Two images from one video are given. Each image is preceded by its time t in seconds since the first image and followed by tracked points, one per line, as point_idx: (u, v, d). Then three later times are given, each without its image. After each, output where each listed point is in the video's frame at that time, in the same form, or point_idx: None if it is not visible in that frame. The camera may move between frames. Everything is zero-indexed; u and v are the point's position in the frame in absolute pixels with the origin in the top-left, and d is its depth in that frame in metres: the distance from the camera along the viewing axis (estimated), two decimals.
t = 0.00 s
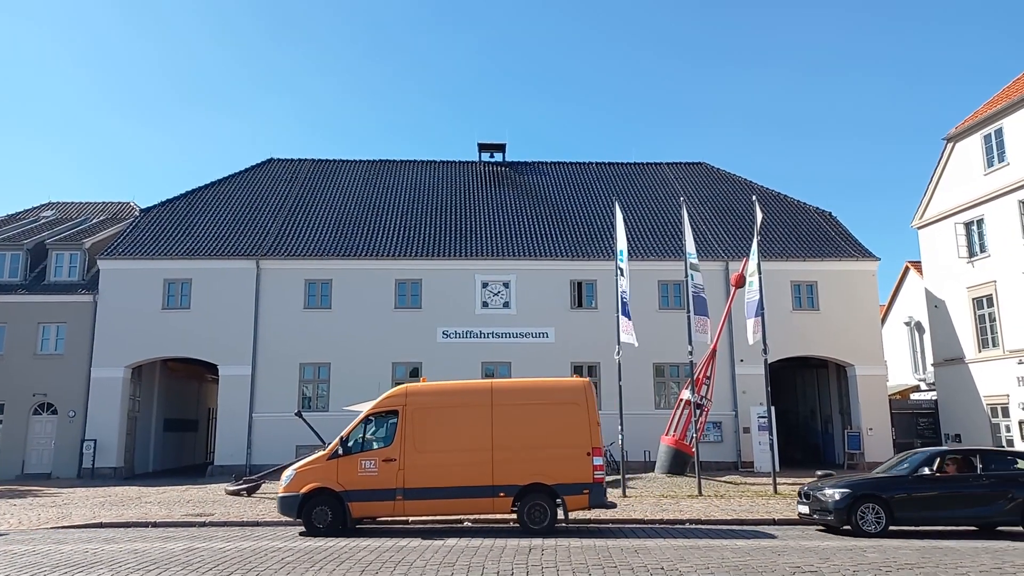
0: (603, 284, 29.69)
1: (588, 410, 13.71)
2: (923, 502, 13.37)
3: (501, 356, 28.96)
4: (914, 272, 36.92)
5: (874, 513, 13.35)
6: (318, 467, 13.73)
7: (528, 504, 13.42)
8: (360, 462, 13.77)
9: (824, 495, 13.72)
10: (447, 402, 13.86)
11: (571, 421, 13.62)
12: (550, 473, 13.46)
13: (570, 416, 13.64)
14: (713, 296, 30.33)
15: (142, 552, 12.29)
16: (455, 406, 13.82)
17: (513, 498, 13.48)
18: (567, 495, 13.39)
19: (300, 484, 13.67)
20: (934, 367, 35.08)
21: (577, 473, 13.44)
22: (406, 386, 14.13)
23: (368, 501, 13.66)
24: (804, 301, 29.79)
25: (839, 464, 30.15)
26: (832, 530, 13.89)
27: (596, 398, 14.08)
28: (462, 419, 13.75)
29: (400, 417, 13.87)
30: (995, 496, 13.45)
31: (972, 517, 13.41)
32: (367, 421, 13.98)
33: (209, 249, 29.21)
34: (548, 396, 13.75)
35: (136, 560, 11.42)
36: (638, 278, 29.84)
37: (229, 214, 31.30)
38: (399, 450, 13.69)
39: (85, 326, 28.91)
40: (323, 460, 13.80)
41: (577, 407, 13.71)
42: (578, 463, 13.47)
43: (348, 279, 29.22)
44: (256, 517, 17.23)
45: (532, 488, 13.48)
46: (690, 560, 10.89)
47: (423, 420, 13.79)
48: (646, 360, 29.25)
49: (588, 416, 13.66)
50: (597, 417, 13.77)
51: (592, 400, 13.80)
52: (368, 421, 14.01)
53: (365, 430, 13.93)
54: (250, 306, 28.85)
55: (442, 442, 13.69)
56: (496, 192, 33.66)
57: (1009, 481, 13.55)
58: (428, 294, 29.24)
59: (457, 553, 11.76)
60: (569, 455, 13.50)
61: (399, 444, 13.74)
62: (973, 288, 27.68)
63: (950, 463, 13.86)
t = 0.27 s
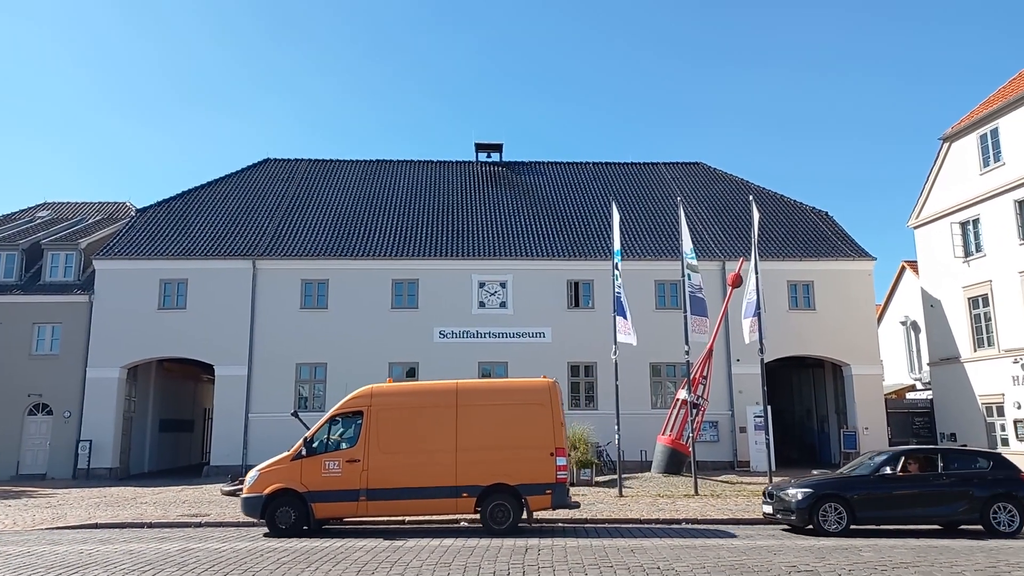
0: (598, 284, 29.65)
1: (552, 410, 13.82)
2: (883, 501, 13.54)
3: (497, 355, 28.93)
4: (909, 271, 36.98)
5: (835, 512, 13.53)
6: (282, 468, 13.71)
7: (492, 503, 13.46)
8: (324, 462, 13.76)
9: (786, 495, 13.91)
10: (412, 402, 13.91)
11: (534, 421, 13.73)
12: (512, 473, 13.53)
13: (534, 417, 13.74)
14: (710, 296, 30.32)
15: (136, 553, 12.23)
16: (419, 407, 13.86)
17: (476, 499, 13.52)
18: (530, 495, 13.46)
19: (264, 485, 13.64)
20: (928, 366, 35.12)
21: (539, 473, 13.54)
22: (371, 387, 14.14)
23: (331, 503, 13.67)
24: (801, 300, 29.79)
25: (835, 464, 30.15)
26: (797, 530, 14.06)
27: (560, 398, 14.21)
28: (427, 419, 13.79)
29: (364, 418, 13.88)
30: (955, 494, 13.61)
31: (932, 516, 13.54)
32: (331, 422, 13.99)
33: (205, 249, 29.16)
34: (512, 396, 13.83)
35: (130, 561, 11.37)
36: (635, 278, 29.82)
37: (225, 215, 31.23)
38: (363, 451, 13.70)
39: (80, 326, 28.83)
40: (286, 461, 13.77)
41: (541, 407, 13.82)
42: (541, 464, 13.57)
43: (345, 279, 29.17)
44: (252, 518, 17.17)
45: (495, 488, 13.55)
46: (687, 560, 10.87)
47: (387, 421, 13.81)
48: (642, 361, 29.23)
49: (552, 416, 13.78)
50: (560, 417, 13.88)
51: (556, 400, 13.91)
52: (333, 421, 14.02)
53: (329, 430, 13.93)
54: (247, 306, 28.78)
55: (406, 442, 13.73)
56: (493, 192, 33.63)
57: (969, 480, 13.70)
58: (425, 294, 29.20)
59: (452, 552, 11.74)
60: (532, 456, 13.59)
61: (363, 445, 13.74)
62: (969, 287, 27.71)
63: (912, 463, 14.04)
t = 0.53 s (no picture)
0: (592, 286, 29.71)
1: (513, 412, 14.02)
2: (840, 502, 13.60)
3: (491, 357, 28.98)
4: (901, 272, 37.19)
5: (792, 514, 13.59)
6: (242, 471, 13.88)
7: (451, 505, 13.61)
8: (284, 466, 13.93)
9: (746, 496, 13.95)
10: (373, 405, 14.13)
11: (495, 423, 13.92)
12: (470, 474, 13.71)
13: (494, 419, 13.93)
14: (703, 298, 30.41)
15: (130, 556, 12.25)
16: (380, 410, 14.07)
17: (436, 501, 13.67)
18: (489, 497, 13.62)
19: (224, 488, 13.81)
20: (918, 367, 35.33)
21: (499, 475, 13.69)
22: (334, 391, 14.37)
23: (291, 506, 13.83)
24: (793, 302, 29.92)
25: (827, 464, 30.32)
26: (756, 532, 14.11)
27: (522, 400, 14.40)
28: (388, 421, 14.00)
29: (325, 421, 14.09)
30: (911, 495, 13.68)
31: (889, 517, 13.60)
32: (291, 425, 14.18)
33: (197, 250, 29.11)
34: (473, 398, 14.06)
35: (124, 564, 11.40)
36: (629, 279, 29.88)
37: (219, 216, 31.19)
38: (323, 454, 13.90)
39: (73, 328, 28.73)
40: (246, 465, 13.94)
41: (502, 409, 14.02)
42: (501, 466, 13.73)
43: (338, 281, 29.15)
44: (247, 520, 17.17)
45: (455, 491, 13.71)
46: (680, 561, 10.94)
47: (349, 424, 14.03)
48: (636, 362, 29.31)
49: (512, 418, 13.97)
50: (521, 419, 14.06)
51: (517, 402, 14.11)
52: (294, 425, 14.19)
53: (290, 434, 14.10)
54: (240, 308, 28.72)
55: (367, 445, 13.93)
56: (486, 194, 33.68)
57: (925, 481, 13.78)
58: (419, 295, 29.23)
59: (447, 554, 11.79)
60: (492, 458, 13.76)
61: (323, 448, 13.94)
62: (960, 289, 27.88)
63: (870, 465, 14.09)
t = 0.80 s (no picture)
0: (591, 286, 29.71)
1: (479, 412, 14.12)
2: (803, 504, 13.61)
3: (490, 358, 28.98)
4: (901, 274, 37.21)
5: (755, 515, 13.58)
6: (208, 472, 13.98)
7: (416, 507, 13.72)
8: (250, 467, 14.00)
9: (709, 497, 13.96)
10: (340, 406, 14.20)
11: (461, 423, 14.00)
12: (433, 474, 13.75)
13: (460, 419, 14.02)
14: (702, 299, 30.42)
15: (129, 556, 12.26)
16: (347, 411, 14.14)
17: (401, 502, 13.72)
18: (454, 497, 13.67)
19: (190, 489, 13.91)
20: (917, 368, 35.34)
21: (464, 476, 13.74)
22: (301, 392, 14.46)
23: (257, 507, 13.90)
24: (792, 303, 29.92)
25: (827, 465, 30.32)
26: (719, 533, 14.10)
27: (490, 401, 14.50)
28: (355, 422, 14.09)
29: (291, 422, 14.16)
30: (874, 497, 13.71)
31: (851, 519, 13.62)
32: (258, 426, 14.25)
33: (197, 250, 29.12)
34: (440, 399, 14.14)
35: (122, 564, 11.40)
36: (628, 280, 29.90)
37: (219, 216, 31.18)
38: (289, 454, 13.97)
39: (72, 328, 28.73)
40: (213, 465, 14.03)
41: (468, 410, 14.11)
42: (466, 466, 13.79)
43: (338, 281, 29.14)
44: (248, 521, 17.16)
45: (421, 492, 13.77)
46: (680, 562, 10.95)
47: (316, 424, 14.11)
48: (636, 363, 29.31)
49: (479, 418, 14.06)
50: (487, 420, 14.15)
51: (484, 403, 14.21)
52: (261, 426, 14.26)
53: (257, 435, 14.18)
54: (240, 308, 28.72)
55: (333, 445, 14.00)
56: (485, 194, 33.69)
57: (888, 483, 13.81)
58: (419, 296, 29.22)
59: (446, 555, 11.79)
60: (458, 459, 13.83)
61: (289, 449, 14.00)
62: (959, 291, 27.88)
63: (835, 466, 14.13)
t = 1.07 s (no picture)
0: (591, 288, 29.71)
1: (447, 414, 14.16)
2: (764, 507, 13.59)
3: (490, 360, 28.98)
4: (901, 276, 37.26)
5: (717, 518, 13.55)
6: (175, 474, 13.99)
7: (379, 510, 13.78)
8: (217, 469, 14.02)
9: (672, 500, 13.91)
10: (307, 408, 14.21)
11: (428, 426, 14.03)
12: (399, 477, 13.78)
13: (428, 422, 14.04)
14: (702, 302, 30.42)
15: (129, 557, 12.26)
16: (316, 413, 14.14)
17: (368, 505, 13.74)
18: (421, 500, 13.69)
19: (158, 491, 13.92)
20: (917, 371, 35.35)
21: (431, 478, 13.77)
22: (269, 394, 14.46)
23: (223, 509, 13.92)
24: (793, 306, 29.92)
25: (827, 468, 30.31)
26: (681, 535, 14.06)
27: (458, 404, 14.54)
28: (323, 424, 14.10)
29: (259, 424, 14.17)
30: (836, 500, 13.72)
31: (813, 522, 13.63)
32: (226, 428, 14.26)
33: (197, 252, 29.12)
34: (407, 402, 14.17)
35: (122, 566, 11.40)
36: (629, 282, 29.92)
37: (220, 218, 31.20)
38: (256, 456, 13.98)
39: (73, 329, 28.73)
40: (181, 467, 14.05)
41: (436, 412, 14.15)
42: (433, 469, 13.82)
43: (339, 283, 29.15)
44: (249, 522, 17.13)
45: (387, 494, 13.79)
46: (680, 565, 10.95)
47: (283, 426, 14.12)
48: (636, 365, 29.31)
49: (447, 421, 14.09)
50: (455, 422, 14.19)
51: (452, 405, 14.25)
52: (229, 428, 14.27)
53: (225, 437, 14.19)
54: (241, 310, 28.72)
55: (301, 447, 14.01)
56: (486, 196, 33.72)
57: (850, 486, 13.83)
58: (420, 297, 29.23)
59: (445, 557, 11.78)
60: (425, 461, 13.86)
61: (256, 451, 14.01)
62: (960, 293, 27.88)
63: (797, 469, 14.12)
